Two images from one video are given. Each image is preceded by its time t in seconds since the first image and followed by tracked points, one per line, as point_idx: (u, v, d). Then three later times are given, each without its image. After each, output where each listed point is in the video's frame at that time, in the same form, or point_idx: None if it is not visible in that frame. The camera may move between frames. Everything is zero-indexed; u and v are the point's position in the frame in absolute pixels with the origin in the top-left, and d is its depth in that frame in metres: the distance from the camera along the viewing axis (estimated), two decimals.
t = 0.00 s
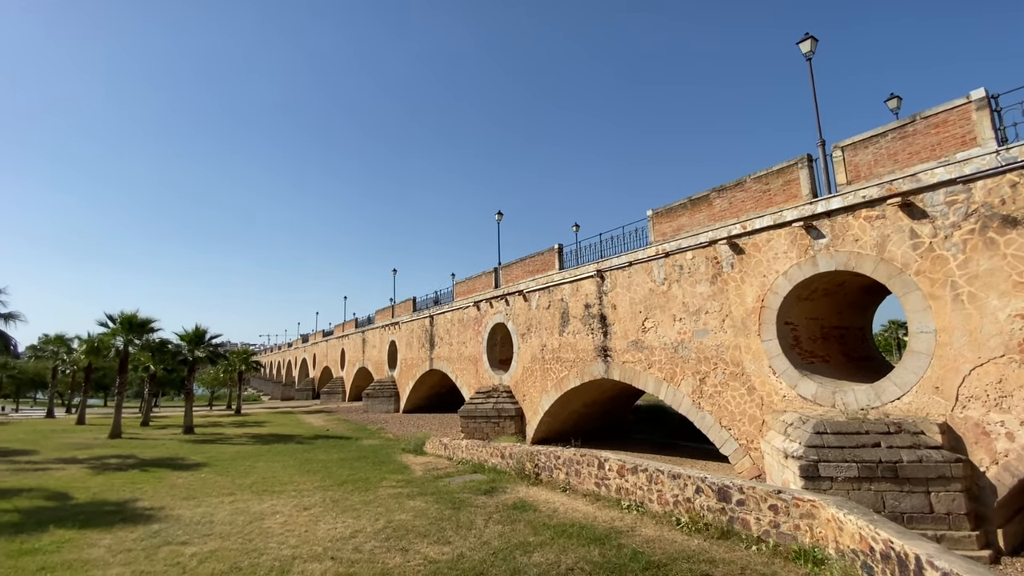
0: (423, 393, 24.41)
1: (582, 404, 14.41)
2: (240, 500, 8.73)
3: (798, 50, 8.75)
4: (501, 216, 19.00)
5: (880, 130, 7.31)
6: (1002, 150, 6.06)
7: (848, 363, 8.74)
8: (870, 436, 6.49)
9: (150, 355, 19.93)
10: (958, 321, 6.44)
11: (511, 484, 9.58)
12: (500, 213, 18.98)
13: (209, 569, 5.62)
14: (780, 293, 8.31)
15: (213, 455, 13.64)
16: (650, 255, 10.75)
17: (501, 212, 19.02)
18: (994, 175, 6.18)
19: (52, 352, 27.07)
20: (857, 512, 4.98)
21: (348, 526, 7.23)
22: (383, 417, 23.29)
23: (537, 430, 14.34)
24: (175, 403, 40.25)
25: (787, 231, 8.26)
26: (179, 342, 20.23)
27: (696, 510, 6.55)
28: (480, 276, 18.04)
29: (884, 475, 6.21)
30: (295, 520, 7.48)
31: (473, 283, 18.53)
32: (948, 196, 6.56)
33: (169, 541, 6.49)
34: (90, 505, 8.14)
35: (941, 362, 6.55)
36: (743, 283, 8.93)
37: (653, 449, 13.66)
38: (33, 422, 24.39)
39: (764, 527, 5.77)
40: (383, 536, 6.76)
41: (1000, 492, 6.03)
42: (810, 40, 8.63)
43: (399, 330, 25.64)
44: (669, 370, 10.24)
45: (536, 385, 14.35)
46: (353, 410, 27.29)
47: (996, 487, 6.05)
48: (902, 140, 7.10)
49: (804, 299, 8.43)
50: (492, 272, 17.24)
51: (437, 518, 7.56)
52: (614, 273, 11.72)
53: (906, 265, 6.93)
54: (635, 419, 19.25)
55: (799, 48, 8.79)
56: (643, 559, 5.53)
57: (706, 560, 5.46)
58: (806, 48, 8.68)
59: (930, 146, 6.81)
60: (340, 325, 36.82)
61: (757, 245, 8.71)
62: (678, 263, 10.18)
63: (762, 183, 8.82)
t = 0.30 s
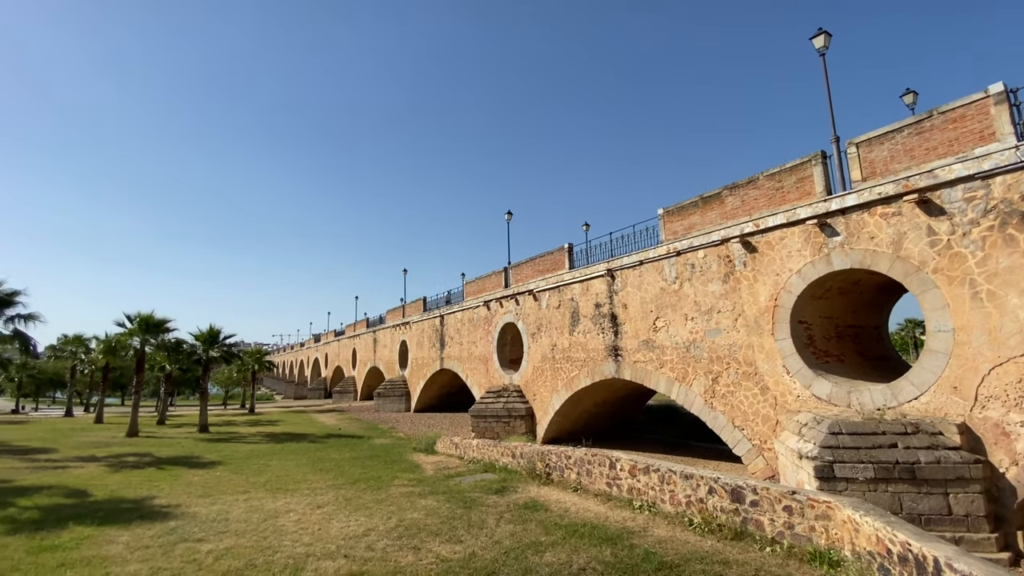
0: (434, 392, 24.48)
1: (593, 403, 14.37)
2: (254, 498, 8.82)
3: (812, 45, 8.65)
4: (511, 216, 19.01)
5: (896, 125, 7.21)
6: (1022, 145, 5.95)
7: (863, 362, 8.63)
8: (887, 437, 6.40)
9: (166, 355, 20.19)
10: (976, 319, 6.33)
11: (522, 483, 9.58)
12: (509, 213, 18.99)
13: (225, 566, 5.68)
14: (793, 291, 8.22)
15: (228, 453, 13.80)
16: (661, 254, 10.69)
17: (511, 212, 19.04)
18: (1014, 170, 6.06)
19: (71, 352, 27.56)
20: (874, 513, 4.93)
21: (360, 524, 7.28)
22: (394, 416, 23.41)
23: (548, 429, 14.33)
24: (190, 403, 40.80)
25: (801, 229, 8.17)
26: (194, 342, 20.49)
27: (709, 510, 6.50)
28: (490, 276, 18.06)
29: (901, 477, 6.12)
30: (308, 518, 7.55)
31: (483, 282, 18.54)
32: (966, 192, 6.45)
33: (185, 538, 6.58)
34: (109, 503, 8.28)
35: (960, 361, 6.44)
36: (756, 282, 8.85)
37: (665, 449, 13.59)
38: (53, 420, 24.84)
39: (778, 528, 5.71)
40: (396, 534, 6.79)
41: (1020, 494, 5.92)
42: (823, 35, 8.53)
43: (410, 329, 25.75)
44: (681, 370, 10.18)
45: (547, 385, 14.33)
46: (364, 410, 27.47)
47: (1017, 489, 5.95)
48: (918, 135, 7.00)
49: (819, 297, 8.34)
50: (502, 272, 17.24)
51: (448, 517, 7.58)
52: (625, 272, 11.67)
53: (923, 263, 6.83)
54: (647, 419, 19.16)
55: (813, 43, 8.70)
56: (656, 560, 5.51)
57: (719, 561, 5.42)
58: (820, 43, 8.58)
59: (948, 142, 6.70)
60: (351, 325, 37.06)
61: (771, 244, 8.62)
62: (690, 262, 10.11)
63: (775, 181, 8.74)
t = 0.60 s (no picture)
0: (444, 392, 24.55)
1: (604, 403, 14.33)
2: (267, 496, 8.91)
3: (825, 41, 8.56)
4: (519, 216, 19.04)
5: (911, 121, 7.12)
6: None
7: (879, 362, 8.51)
8: (904, 437, 6.30)
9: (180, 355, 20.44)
10: (995, 318, 6.22)
11: (532, 483, 9.58)
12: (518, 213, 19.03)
13: (240, 564, 5.74)
14: (807, 290, 8.13)
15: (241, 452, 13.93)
16: (672, 253, 10.63)
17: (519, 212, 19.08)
18: None
19: (89, 352, 28.02)
20: (891, 515, 4.86)
21: (372, 523, 7.32)
22: (404, 416, 23.52)
23: (558, 429, 14.31)
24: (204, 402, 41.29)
25: (815, 227, 8.08)
26: (208, 342, 20.72)
27: (722, 511, 6.46)
28: (499, 276, 18.07)
29: (918, 478, 6.04)
30: (321, 517, 7.61)
31: (493, 282, 18.56)
32: (984, 188, 6.34)
33: (200, 535, 6.67)
34: (126, 500, 8.40)
35: (978, 361, 6.34)
36: (768, 281, 8.76)
37: (676, 449, 13.51)
38: (72, 419, 25.31)
39: (792, 529, 5.66)
40: (407, 533, 6.83)
41: None
42: (837, 31, 8.43)
43: (420, 329, 25.84)
44: (692, 370, 10.12)
45: (557, 385, 14.31)
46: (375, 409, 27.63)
47: None
48: (934, 131, 6.90)
49: (833, 296, 8.24)
50: (512, 272, 17.25)
51: (459, 516, 7.60)
52: (635, 272, 11.63)
53: (940, 261, 6.72)
54: (658, 419, 19.06)
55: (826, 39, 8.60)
56: (668, 561, 5.48)
57: (733, 562, 5.38)
58: (833, 38, 8.48)
59: (964, 137, 6.59)
60: (362, 325, 37.28)
61: (783, 242, 8.54)
62: (701, 261, 10.04)
63: (788, 178, 8.65)
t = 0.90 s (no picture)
0: (454, 392, 24.61)
1: (613, 404, 14.28)
2: (280, 495, 8.98)
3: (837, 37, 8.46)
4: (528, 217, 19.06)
5: (926, 118, 7.02)
6: None
7: (894, 362, 8.40)
8: (920, 439, 6.22)
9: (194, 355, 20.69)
10: (1014, 317, 6.11)
11: (542, 484, 9.58)
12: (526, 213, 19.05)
13: (253, 562, 5.80)
14: (820, 290, 8.05)
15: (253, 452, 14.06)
16: (682, 252, 10.57)
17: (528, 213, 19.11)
18: None
19: (105, 352, 28.45)
20: (907, 518, 4.80)
21: (383, 522, 7.36)
22: (414, 416, 23.61)
23: (568, 430, 14.29)
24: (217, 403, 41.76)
25: (828, 225, 8.00)
26: (221, 343, 20.95)
27: (734, 513, 6.41)
28: (508, 276, 18.08)
29: (935, 480, 5.95)
30: (333, 516, 7.66)
31: (502, 283, 18.56)
32: (1002, 185, 6.23)
33: (215, 534, 6.74)
34: (141, 499, 8.52)
35: (996, 361, 6.23)
36: (781, 280, 8.69)
37: (687, 450, 13.44)
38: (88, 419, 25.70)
39: (806, 532, 5.60)
40: (418, 533, 6.85)
41: None
42: (850, 26, 8.33)
43: (430, 330, 25.92)
44: (703, 370, 10.05)
45: (566, 385, 14.29)
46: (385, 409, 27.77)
47: None
48: (950, 127, 6.80)
49: (847, 296, 8.15)
50: (521, 272, 17.25)
51: (470, 516, 7.62)
52: (645, 272, 11.58)
53: (957, 260, 6.61)
54: (668, 420, 18.97)
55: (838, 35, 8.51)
56: (680, 562, 5.45)
57: (745, 564, 5.34)
58: (846, 34, 8.39)
59: (981, 133, 6.49)
60: (372, 325, 37.47)
61: (796, 241, 8.46)
62: (712, 260, 9.97)
63: (800, 177, 8.57)
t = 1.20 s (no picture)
0: (463, 392, 24.66)
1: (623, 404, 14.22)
2: (292, 494, 9.05)
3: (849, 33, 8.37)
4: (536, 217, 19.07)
5: (941, 114, 6.93)
6: None
7: (908, 362, 8.30)
8: (935, 440, 6.14)
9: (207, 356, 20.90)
10: None
11: (552, 484, 9.56)
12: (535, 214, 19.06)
13: (265, 561, 5.84)
14: (832, 289, 7.97)
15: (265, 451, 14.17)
16: (692, 252, 10.51)
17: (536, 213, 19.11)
18: None
19: (120, 353, 28.83)
20: (922, 520, 4.74)
21: (394, 522, 7.38)
22: (424, 416, 23.68)
23: (577, 430, 14.25)
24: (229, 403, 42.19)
25: (840, 224, 7.92)
26: (233, 343, 21.15)
27: (746, 515, 6.36)
28: (517, 277, 18.08)
29: (951, 482, 5.87)
30: (344, 516, 7.70)
31: (511, 283, 18.55)
32: (1019, 182, 6.13)
33: (227, 532, 6.81)
34: (156, 498, 8.62)
35: (1014, 361, 6.13)
36: (792, 280, 8.61)
37: (697, 451, 13.35)
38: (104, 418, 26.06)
39: (819, 534, 5.54)
40: (428, 533, 6.87)
41: None
42: (862, 22, 8.24)
43: (439, 330, 25.98)
44: (714, 370, 9.98)
45: (576, 386, 14.25)
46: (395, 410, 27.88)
47: None
48: (966, 124, 6.70)
49: (860, 295, 8.06)
50: (529, 272, 17.24)
51: (479, 516, 7.63)
52: (654, 272, 11.52)
53: (973, 258, 6.52)
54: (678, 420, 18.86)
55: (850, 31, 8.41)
56: (691, 564, 5.42)
57: (758, 567, 5.30)
58: (858, 30, 8.29)
59: (997, 130, 6.39)
60: (382, 326, 37.63)
61: (808, 240, 8.38)
62: (723, 260, 9.90)
63: (812, 175, 8.49)
